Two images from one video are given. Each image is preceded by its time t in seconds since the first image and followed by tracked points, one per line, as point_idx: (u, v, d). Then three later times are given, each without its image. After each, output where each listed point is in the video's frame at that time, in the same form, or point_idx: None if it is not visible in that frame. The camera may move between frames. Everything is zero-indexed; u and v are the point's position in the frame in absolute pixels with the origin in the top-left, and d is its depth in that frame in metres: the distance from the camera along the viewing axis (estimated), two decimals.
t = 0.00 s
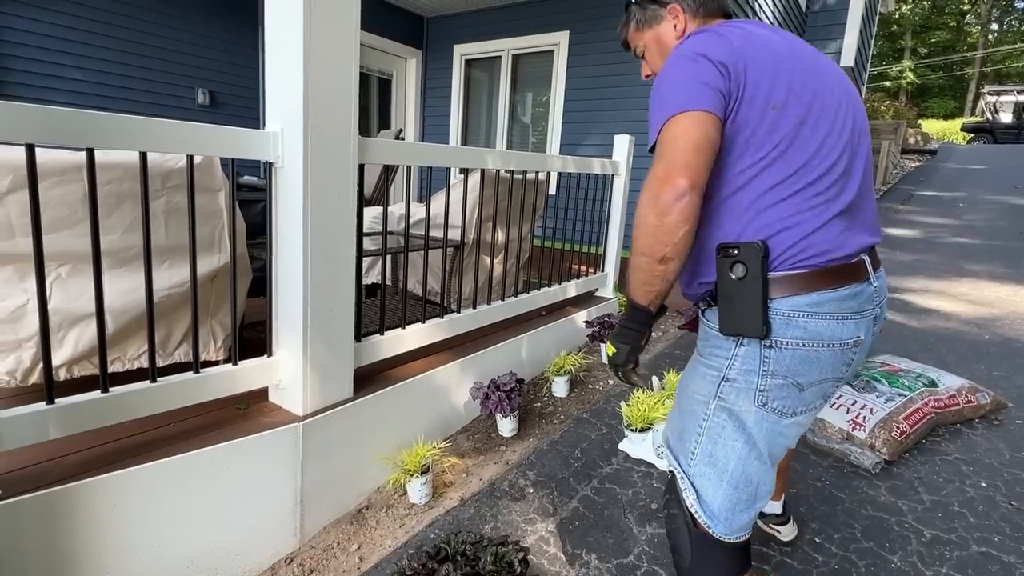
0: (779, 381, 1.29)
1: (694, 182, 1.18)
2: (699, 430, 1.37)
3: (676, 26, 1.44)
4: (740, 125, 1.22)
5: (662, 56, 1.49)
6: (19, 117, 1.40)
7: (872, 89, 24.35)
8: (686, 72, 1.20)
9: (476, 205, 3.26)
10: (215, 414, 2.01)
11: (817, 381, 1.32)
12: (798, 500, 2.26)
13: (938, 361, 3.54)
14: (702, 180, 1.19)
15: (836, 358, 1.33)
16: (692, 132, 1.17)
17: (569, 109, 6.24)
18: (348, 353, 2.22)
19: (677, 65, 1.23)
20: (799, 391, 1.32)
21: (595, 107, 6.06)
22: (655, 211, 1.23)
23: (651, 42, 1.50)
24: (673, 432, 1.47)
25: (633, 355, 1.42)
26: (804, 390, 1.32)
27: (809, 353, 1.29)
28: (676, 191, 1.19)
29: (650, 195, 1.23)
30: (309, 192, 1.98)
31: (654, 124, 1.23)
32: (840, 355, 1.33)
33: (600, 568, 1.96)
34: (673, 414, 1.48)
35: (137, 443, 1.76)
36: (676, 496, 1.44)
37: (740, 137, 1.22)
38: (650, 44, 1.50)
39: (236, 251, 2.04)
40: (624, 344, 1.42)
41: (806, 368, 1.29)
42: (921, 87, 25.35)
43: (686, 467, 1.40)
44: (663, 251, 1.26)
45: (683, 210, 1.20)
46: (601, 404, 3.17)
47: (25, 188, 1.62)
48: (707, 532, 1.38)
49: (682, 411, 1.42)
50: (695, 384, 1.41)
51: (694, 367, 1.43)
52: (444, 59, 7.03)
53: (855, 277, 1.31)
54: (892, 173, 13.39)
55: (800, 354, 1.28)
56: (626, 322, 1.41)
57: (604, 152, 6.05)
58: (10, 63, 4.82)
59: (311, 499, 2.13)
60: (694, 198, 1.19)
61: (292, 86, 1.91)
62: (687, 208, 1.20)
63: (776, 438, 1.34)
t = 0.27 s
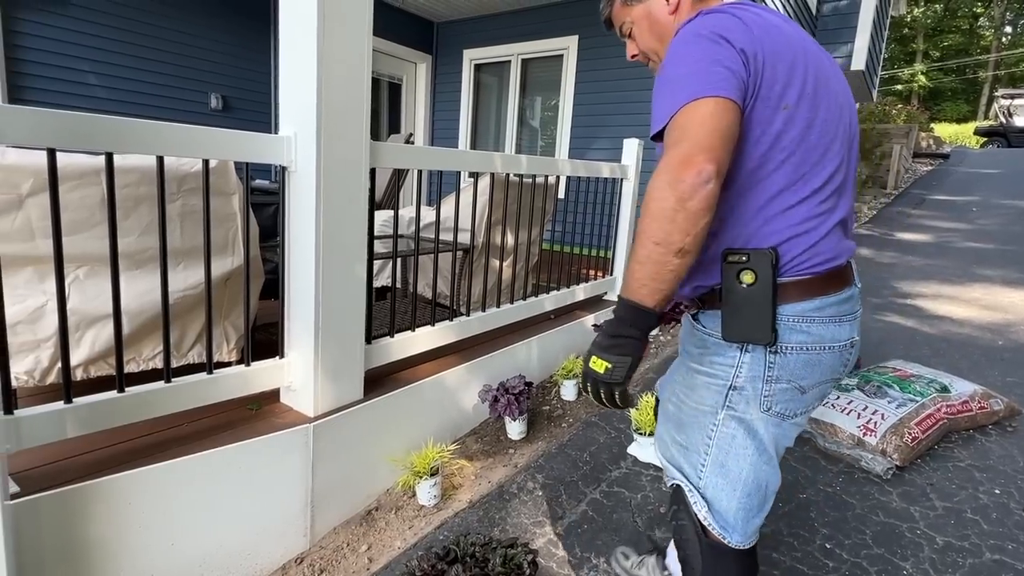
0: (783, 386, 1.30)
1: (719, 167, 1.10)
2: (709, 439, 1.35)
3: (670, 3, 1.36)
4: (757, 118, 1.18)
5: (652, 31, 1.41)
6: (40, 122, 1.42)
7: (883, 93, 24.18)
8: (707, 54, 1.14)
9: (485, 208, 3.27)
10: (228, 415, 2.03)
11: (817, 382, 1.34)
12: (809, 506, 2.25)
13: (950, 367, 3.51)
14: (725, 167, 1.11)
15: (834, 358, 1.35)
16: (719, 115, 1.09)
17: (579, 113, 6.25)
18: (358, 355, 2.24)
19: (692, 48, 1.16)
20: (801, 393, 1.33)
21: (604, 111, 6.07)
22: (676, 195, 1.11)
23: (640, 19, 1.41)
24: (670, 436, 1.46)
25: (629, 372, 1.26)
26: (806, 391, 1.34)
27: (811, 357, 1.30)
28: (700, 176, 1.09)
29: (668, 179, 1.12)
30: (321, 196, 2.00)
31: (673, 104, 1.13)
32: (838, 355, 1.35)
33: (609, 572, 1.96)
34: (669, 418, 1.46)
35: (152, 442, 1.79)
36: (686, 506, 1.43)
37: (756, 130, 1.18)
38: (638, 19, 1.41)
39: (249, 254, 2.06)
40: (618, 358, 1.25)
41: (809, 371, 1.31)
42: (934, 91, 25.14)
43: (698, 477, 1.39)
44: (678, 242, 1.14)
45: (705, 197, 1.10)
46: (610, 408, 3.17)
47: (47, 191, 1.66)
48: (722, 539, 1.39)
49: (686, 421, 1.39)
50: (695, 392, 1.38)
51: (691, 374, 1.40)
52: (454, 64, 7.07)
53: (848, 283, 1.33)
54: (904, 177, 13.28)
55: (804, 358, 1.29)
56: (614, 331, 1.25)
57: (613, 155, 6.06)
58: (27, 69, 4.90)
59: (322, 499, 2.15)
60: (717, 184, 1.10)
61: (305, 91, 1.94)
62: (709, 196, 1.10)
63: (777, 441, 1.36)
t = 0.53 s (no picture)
0: (780, 403, 1.29)
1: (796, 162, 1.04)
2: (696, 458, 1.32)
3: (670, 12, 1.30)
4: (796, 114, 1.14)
5: (653, 40, 1.34)
6: (71, 135, 1.47)
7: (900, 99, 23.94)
8: (750, 48, 1.07)
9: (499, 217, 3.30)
10: (246, 419, 2.06)
11: (808, 399, 1.35)
12: (823, 517, 2.24)
13: (968, 378, 3.47)
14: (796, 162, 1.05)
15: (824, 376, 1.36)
16: (787, 106, 1.03)
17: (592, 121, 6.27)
18: (373, 361, 2.27)
19: (730, 43, 1.10)
20: (793, 411, 1.33)
21: (618, 119, 6.09)
22: (761, 196, 1.02)
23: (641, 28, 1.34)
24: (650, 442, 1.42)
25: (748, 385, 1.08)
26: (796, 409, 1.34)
27: (810, 375, 1.29)
28: (782, 172, 1.01)
29: (750, 178, 1.02)
30: (338, 205, 2.04)
31: (734, 99, 1.04)
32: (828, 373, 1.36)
33: None
34: (649, 430, 1.42)
35: (173, 446, 1.82)
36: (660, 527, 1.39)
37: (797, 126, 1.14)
38: (640, 26, 1.35)
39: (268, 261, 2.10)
40: (732, 376, 1.08)
41: (804, 389, 1.30)
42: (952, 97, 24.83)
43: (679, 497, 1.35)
44: (765, 246, 1.04)
45: (788, 195, 1.03)
46: (622, 416, 3.17)
47: (76, 200, 1.71)
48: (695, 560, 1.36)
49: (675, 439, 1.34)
50: (686, 409, 1.33)
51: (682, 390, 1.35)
52: (468, 72, 7.13)
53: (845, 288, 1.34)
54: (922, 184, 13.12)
55: (803, 375, 1.29)
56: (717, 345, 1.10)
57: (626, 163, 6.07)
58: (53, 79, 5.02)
59: (337, 503, 2.18)
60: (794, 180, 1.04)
61: (325, 103, 1.98)
62: (790, 194, 1.03)
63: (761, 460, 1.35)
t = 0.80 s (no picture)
0: (787, 476, 1.15)
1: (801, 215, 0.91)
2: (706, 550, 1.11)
3: (666, 25, 1.20)
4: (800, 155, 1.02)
5: (646, 56, 1.24)
6: (104, 150, 1.53)
7: (919, 106, 23.66)
8: (756, 78, 0.95)
9: (513, 226, 3.33)
10: (265, 425, 2.11)
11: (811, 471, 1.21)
12: (838, 530, 2.22)
13: (987, 390, 3.43)
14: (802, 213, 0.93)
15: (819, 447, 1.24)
16: (796, 148, 0.91)
17: (606, 130, 6.30)
18: (389, 369, 2.30)
19: (733, 70, 0.96)
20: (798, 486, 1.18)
21: (632, 128, 6.11)
22: (764, 252, 0.89)
23: (636, 41, 1.24)
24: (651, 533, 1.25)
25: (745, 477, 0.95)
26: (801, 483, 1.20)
27: (811, 443, 1.17)
28: (788, 226, 0.89)
29: (750, 231, 0.89)
30: (357, 216, 2.09)
31: (735, 138, 0.91)
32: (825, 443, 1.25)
33: None
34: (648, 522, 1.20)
35: (195, 451, 1.87)
36: None
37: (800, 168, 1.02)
38: (633, 40, 1.24)
39: (289, 270, 2.15)
40: (724, 464, 0.95)
41: (806, 459, 1.18)
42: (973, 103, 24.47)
43: None
44: (766, 311, 0.91)
45: (794, 253, 0.91)
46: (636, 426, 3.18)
47: (108, 212, 1.78)
48: None
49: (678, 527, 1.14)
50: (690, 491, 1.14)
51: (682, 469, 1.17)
52: (483, 81, 7.20)
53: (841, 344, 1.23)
54: (942, 192, 12.94)
55: (805, 443, 1.16)
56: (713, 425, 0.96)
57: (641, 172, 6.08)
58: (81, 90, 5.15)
59: (353, 509, 2.21)
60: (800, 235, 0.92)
61: (345, 117, 2.03)
62: (797, 251, 0.91)
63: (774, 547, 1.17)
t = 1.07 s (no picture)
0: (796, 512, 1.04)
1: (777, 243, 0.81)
2: None
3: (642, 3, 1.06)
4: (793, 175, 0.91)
5: (623, 39, 1.11)
6: (149, 159, 1.62)
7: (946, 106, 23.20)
8: (768, 71, 0.84)
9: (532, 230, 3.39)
10: (293, 421, 2.19)
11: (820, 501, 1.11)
12: (855, 533, 2.24)
13: (1011, 396, 3.39)
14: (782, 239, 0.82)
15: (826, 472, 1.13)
16: (787, 165, 0.80)
17: (625, 133, 6.33)
18: (412, 369, 2.37)
19: (743, 55, 0.85)
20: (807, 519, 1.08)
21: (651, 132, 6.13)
22: (725, 272, 0.79)
23: (612, 21, 1.11)
24: None
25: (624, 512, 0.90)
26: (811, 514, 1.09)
27: (821, 474, 1.06)
28: (761, 251, 0.79)
29: (718, 247, 0.80)
30: (382, 221, 2.16)
31: (724, 136, 0.81)
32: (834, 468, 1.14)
33: None
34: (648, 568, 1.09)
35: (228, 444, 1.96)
36: None
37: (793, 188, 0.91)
38: (608, 21, 1.12)
39: (317, 272, 2.23)
40: (607, 497, 0.89)
41: (818, 492, 1.07)
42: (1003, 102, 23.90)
43: None
44: (723, 340, 0.82)
45: (763, 282, 0.81)
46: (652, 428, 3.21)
47: (149, 217, 1.88)
48: None
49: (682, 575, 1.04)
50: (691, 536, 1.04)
51: (681, 511, 1.05)
52: (503, 86, 7.28)
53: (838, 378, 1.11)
54: (970, 194, 12.68)
55: (815, 476, 1.05)
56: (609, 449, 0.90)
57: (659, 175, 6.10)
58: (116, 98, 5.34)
59: (376, 504, 2.28)
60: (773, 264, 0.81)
61: (372, 126, 2.11)
62: (767, 281, 0.81)
63: None
